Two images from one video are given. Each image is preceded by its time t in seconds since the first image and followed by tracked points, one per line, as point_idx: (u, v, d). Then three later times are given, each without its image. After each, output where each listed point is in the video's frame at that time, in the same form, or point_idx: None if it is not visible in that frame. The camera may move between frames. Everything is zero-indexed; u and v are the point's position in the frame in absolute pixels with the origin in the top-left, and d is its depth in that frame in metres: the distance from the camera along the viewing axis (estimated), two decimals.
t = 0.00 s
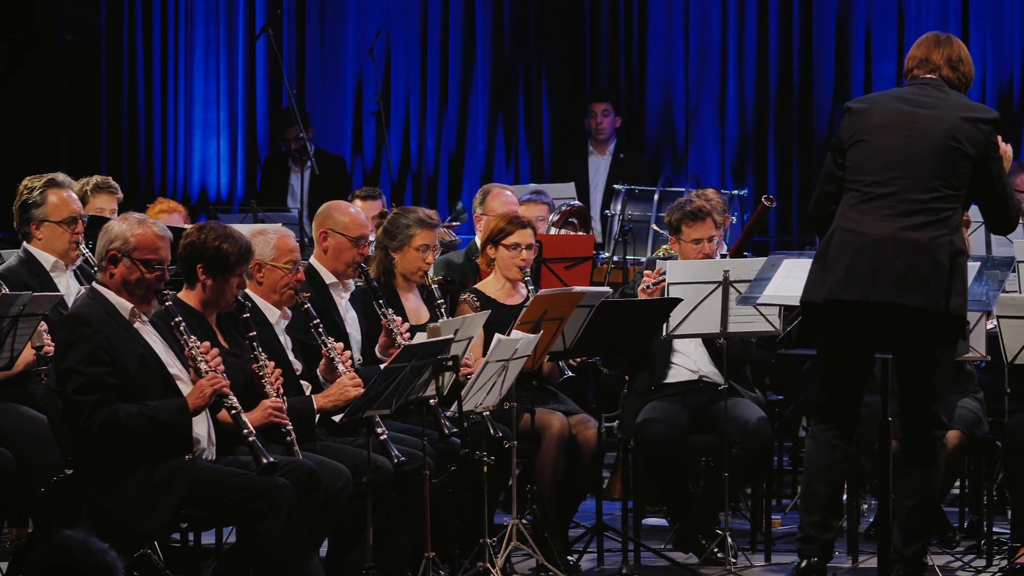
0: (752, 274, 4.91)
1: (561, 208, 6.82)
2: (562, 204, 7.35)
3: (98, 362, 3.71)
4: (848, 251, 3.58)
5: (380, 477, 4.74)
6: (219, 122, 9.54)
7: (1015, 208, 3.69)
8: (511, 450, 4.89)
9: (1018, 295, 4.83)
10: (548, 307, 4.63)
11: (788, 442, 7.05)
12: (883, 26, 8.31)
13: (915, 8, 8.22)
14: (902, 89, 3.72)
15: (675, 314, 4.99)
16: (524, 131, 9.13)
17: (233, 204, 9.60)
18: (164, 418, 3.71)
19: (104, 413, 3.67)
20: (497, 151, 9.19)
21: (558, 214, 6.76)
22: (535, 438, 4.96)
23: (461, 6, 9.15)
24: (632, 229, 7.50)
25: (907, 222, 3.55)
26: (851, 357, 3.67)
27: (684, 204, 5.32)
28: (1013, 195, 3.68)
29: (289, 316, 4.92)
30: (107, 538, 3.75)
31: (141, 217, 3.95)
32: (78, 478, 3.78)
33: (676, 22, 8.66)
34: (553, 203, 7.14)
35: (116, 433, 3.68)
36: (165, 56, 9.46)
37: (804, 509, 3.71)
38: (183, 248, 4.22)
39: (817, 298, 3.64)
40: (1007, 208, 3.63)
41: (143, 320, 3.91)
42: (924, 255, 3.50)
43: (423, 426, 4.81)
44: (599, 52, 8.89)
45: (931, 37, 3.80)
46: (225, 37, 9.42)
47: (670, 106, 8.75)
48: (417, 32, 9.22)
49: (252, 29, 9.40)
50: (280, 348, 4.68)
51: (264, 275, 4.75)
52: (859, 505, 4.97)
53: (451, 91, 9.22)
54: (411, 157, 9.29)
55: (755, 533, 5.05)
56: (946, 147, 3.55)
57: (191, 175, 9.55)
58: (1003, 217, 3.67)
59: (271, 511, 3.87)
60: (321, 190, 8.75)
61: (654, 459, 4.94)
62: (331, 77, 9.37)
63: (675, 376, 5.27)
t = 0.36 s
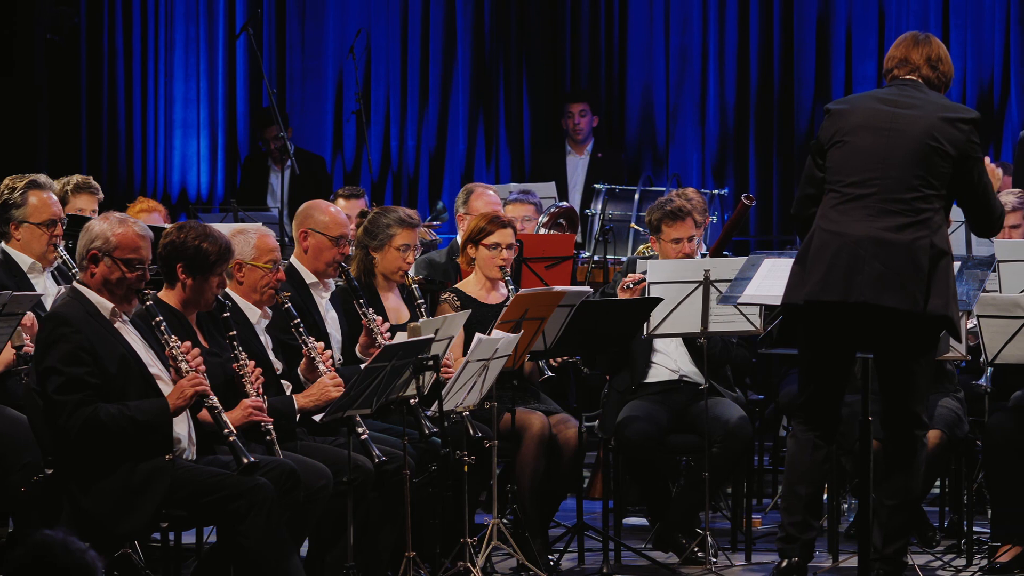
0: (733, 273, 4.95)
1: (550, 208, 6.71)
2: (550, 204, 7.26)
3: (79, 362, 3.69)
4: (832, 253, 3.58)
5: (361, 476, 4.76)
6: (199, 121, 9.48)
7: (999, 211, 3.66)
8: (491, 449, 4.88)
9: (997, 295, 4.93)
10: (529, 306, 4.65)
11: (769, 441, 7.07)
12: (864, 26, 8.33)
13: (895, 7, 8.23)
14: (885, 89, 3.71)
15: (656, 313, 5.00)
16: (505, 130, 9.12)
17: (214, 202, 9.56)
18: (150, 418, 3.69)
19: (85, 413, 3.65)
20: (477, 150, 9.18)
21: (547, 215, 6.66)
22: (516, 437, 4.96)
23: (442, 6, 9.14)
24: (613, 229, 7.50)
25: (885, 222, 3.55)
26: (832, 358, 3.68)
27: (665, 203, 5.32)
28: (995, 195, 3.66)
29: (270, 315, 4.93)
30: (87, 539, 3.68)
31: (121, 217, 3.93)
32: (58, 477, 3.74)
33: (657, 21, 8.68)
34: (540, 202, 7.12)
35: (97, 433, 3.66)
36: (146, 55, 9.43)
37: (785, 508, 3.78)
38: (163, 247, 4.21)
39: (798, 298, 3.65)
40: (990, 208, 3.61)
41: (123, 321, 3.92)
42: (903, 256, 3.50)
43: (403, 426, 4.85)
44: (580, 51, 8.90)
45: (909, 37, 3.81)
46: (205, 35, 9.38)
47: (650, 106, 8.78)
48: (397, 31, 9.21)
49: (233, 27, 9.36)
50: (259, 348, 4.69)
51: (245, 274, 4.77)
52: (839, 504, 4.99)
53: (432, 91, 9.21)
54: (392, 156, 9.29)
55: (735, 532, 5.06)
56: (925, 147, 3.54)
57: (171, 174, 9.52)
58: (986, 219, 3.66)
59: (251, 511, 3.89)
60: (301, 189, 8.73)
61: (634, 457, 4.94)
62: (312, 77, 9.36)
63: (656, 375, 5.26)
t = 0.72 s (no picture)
0: (713, 273, 4.97)
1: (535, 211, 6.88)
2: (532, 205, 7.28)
3: (61, 362, 3.68)
4: (817, 251, 3.59)
5: (342, 476, 4.80)
6: (180, 120, 9.43)
7: (986, 179, 3.68)
8: (472, 449, 4.91)
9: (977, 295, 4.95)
10: (510, 306, 4.68)
11: (749, 440, 7.08)
12: (844, 26, 8.38)
13: (875, 7, 8.29)
14: (864, 84, 3.70)
15: (637, 313, 5.02)
16: (486, 130, 9.11)
17: (194, 202, 9.50)
18: (132, 419, 3.68)
19: (66, 413, 3.64)
20: (458, 149, 9.16)
21: (533, 217, 6.84)
22: (496, 437, 4.97)
23: (423, 6, 9.13)
24: (593, 228, 7.50)
25: (870, 216, 3.54)
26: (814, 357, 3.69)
27: (646, 203, 5.32)
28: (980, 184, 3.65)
29: (251, 315, 4.92)
30: (66, 537, 3.69)
31: (101, 215, 3.93)
32: (38, 476, 3.73)
33: (637, 22, 8.70)
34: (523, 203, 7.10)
35: (78, 433, 3.64)
36: (127, 55, 9.39)
37: (768, 508, 3.73)
38: (142, 247, 4.21)
39: (780, 297, 3.66)
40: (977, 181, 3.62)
41: (105, 321, 3.89)
42: (884, 252, 3.50)
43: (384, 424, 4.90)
44: (560, 52, 8.91)
45: (893, 25, 3.77)
46: (186, 35, 9.34)
47: (631, 106, 8.79)
48: (378, 31, 9.19)
49: (214, 28, 9.33)
50: (241, 347, 4.69)
51: (225, 274, 4.76)
52: (821, 504, 5.00)
53: (412, 91, 9.20)
54: (372, 156, 9.27)
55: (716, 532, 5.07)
56: (904, 141, 3.53)
57: (152, 173, 9.47)
58: (975, 189, 3.67)
59: (232, 510, 3.88)
60: (282, 188, 8.71)
61: (615, 456, 4.95)
62: (292, 77, 9.34)
63: (637, 375, 5.27)
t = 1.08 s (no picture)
0: (694, 273, 4.97)
1: (515, 210, 6.82)
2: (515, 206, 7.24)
3: (41, 362, 3.67)
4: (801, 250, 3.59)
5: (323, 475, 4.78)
6: (160, 119, 9.39)
7: (965, 192, 3.64)
8: (452, 448, 4.89)
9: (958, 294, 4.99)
10: (491, 305, 4.69)
11: (732, 441, 7.08)
12: (824, 27, 8.39)
13: (856, 6, 8.32)
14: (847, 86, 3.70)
15: (618, 312, 5.04)
16: (466, 129, 9.11)
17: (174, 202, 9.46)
18: (112, 420, 3.68)
19: (47, 413, 3.63)
20: (439, 150, 9.16)
21: (513, 216, 6.77)
22: (477, 437, 4.96)
23: (403, 5, 9.12)
24: (574, 228, 7.50)
25: (851, 216, 3.55)
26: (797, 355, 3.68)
27: (627, 202, 5.31)
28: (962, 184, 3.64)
29: (232, 315, 4.95)
30: (48, 537, 3.67)
31: (80, 215, 3.91)
32: (19, 477, 3.70)
33: (618, 22, 8.71)
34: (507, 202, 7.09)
35: (59, 433, 3.64)
36: (107, 55, 9.36)
37: (750, 504, 3.70)
38: (123, 247, 4.24)
39: (761, 296, 3.68)
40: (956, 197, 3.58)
41: (85, 320, 3.88)
42: (864, 253, 3.50)
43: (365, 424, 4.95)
44: (541, 51, 8.93)
45: (873, 21, 3.73)
46: (166, 35, 9.31)
47: (612, 106, 8.80)
48: (358, 30, 9.19)
49: (194, 27, 9.29)
50: (221, 347, 4.71)
51: (206, 274, 4.78)
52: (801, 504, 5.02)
53: (393, 90, 9.19)
54: (353, 155, 9.27)
55: (696, 530, 5.09)
56: (882, 139, 3.54)
57: (132, 173, 9.42)
58: (956, 203, 3.62)
59: (213, 510, 3.90)
60: (262, 188, 8.69)
61: (596, 456, 4.94)
62: (273, 76, 9.32)
63: (618, 374, 5.26)
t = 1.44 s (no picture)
0: (674, 272, 4.98)
1: (496, 209, 6.81)
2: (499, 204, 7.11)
3: (19, 361, 3.66)
4: (788, 243, 3.43)
5: (302, 474, 4.80)
6: (139, 119, 9.33)
7: (953, 161, 3.51)
8: (433, 448, 4.90)
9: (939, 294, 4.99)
10: (470, 305, 4.72)
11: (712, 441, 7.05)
12: (805, 28, 8.45)
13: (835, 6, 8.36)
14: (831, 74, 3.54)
15: (598, 312, 5.04)
16: (447, 127, 9.11)
17: (154, 201, 9.41)
18: (91, 419, 3.67)
19: (26, 412, 3.62)
20: (419, 149, 9.15)
21: (493, 216, 6.76)
22: (457, 437, 4.96)
23: (383, 3, 9.10)
24: (554, 227, 7.47)
25: (837, 202, 3.41)
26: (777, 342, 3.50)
27: (606, 202, 5.30)
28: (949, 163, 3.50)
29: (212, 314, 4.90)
30: (27, 536, 3.69)
31: (60, 214, 3.88)
32: None
33: (598, 23, 8.72)
34: (487, 200, 7.01)
35: (38, 432, 3.64)
36: (86, 55, 9.31)
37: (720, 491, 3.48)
38: (104, 246, 4.24)
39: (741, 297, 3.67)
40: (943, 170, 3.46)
41: (64, 319, 3.86)
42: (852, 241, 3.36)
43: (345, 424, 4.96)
44: (521, 51, 8.89)
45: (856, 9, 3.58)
46: (146, 34, 9.26)
47: (592, 105, 8.77)
48: (338, 29, 9.16)
49: (174, 26, 9.25)
50: (202, 347, 4.73)
51: (187, 273, 4.77)
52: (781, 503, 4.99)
53: (374, 88, 9.17)
54: (332, 155, 9.23)
55: (676, 530, 5.11)
56: (872, 129, 3.39)
57: (112, 172, 9.36)
58: (943, 173, 3.50)
59: (193, 509, 3.89)
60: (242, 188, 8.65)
61: (576, 455, 4.94)
62: (253, 75, 9.29)
63: (597, 374, 5.26)
